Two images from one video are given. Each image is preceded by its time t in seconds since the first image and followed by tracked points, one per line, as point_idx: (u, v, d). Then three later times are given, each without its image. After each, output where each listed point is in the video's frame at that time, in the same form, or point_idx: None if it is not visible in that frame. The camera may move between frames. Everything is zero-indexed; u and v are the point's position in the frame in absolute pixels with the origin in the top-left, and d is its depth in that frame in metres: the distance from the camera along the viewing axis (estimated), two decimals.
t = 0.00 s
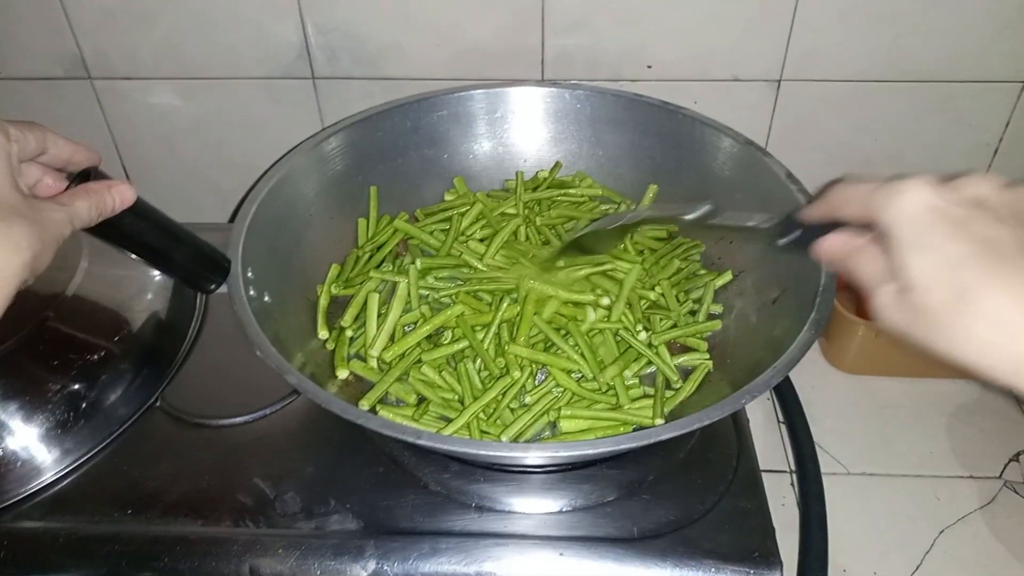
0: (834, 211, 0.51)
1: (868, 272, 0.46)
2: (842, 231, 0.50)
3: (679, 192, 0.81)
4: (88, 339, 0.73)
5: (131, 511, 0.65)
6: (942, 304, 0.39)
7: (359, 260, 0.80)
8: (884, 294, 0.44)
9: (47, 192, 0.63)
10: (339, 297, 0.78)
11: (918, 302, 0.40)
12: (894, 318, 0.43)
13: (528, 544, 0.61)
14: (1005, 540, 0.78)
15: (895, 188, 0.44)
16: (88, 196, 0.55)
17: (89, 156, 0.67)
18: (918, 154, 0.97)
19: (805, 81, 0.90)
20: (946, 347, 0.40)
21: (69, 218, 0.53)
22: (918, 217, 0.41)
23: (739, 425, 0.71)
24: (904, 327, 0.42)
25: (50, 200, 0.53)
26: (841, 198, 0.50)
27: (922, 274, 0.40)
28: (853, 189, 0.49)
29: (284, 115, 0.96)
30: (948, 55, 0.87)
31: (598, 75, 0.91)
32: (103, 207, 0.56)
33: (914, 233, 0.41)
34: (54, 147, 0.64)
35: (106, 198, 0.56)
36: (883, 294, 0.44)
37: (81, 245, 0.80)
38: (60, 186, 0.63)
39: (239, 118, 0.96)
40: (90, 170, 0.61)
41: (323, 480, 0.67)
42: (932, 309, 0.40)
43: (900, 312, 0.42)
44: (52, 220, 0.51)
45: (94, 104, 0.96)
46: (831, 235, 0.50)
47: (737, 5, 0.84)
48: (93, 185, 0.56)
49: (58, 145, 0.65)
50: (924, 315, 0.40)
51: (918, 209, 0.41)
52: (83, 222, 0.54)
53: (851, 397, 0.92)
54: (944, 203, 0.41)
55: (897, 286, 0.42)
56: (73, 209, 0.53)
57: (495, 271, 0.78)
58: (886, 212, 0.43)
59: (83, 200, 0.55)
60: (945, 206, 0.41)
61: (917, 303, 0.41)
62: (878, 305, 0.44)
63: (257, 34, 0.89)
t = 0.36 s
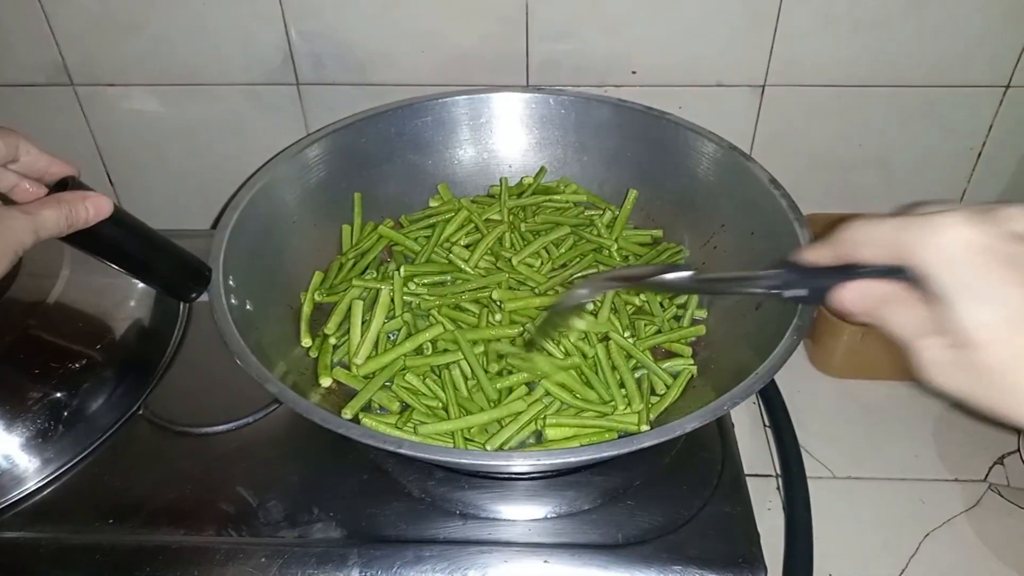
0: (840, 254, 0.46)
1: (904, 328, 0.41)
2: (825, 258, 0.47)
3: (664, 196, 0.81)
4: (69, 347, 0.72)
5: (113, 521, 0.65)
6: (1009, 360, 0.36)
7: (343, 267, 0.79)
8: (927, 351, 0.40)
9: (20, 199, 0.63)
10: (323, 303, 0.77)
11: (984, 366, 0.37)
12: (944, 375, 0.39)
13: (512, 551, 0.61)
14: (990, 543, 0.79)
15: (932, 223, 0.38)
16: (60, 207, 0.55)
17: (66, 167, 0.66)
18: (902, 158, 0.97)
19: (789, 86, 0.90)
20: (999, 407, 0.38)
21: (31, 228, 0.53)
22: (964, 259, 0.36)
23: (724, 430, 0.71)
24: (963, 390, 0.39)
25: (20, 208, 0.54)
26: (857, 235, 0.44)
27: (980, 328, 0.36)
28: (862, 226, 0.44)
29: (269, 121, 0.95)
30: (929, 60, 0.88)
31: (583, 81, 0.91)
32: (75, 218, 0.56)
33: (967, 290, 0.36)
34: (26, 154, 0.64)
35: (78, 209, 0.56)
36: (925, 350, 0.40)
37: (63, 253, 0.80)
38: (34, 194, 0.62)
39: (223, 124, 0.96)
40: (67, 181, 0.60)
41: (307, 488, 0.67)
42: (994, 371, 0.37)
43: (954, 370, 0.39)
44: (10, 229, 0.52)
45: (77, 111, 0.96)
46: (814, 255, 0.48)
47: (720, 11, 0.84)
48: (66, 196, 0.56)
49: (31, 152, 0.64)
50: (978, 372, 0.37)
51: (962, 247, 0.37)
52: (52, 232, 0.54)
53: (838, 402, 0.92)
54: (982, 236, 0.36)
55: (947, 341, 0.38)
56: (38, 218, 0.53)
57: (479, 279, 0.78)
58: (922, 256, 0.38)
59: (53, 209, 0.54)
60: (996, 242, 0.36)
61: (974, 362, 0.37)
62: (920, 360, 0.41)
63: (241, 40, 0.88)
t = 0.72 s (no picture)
0: (885, 225, 0.43)
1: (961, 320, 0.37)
2: (851, 251, 0.42)
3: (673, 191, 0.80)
4: (78, 340, 0.72)
5: (122, 514, 0.65)
6: None
7: (352, 261, 0.79)
8: (963, 340, 0.37)
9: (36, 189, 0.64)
10: (332, 297, 0.77)
11: None
12: (973, 358, 0.37)
13: (523, 547, 0.60)
14: (1001, 541, 0.78)
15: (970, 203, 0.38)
16: (69, 197, 0.54)
17: (78, 157, 0.65)
18: (913, 155, 0.97)
19: (800, 82, 0.90)
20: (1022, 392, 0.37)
21: (42, 220, 0.53)
22: (1002, 239, 0.35)
23: (735, 427, 0.71)
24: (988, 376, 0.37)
25: (30, 199, 0.54)
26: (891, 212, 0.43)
27: (1001, 304, 0.35)
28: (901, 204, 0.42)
29: (276, 114, 0.95)
30: (941, 56, 0.87)
31: (592, 75, 0.90)
32: (85, 209, 0.55)
33: None
34: (38, 143, 0.63)
35: (88, 200, 0.55)
36: (960, 338, 0.37)
37: (70, 245, 0.79)
38: (49, 181, 0.64)
39: (230, 117, 0.95)
40: (77, 171, 0.60)
41: (316, 483, 0.67)
42: None
43: (964, 351, 0.37)
44: (18, 220, 0.52)
45: (84, 102, 0.95)
46: (845, 257, 0.42)
47: (731, 5, 0.84)
48: (76, 186, 0.55)
49: (43, 141, 0.63)
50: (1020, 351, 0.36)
51: (996, 229, 0.36)
52: (61, 223, 0.54)
53: (847, 399, 0.92)
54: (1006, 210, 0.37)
55: (991, 329, 0.36)
56: (48, 210, 0.53)
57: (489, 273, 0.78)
58: (942, 240, 0.37)
59: (63, 200, 0.54)
60: None
61: (1010, 344, 0.36)
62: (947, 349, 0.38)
63: (248, 32, 0.88)
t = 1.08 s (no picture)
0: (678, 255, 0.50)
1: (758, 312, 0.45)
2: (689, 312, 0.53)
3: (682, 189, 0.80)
4: (84, 333, 0.71)
5: (126, 507, 0.64)
6: (809, 297, 0.40)
7: (360, 255, 0.79)
8: (766, 320, 0.45)
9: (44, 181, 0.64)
10: (339, 291, 0.77)
11: (810, 312, 0.41)
12: (774, 333, 0.45)
13: (529, 544, 0.60)
14: (1006, 544, 0.78)
15: (700, 191, 0.45)
16: (79, 189, 0.54)
17: (86, 146, 0.66)
18: (921, 155, 0.96)
19: (809, 81, 0.89)
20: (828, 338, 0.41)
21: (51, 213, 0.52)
22: (730, 220, 0.43)
23: (743, 427, 0.71)
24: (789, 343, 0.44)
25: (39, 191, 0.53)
26: (639, 236, 0.50)
27: (763, 278, 0.42)
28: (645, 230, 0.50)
29: (282, 107, 0.94)
30: (951, 57, 0.87)
31: (601, 72, 0.90)
32: (95, 201, 0.55)
33: (747, 254, 0.42)
34: (47, 134, 0.63)
35: (97, 192, 0.55)
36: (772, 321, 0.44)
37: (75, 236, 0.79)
38: (57, 174, 0.64)
39: (234, 109, 0.95)
40: (86, 161, 0.60)
41: (322, 478, 0.66)
42: (812, 313, 0.40)
43: (762, 327, 0.45)
44: (27, 215, 0.52)
45: (89, 93, 0.95)
46: (688, 324, 0.53)
47: (742, 3, 0.83)
48: (84, 178, 0.55)
49: (51, 132, 0.63)
50: (801, 311, 0.41)
51: (726, 211, 0.43)
52: (71, 216, 0.54)
53: (852, 400, 0.92)
54: (742, 195, 0.43)
55: (770, 303, 0.43)
56: (56, 203, 0.53)
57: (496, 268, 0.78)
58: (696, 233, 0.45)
59: (71, 193, 0.53)
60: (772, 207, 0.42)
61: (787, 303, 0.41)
62: (761, 328, 0.45)
63: (255, 25, 0.87)
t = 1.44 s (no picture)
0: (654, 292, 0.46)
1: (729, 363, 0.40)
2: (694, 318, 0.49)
3: (686, 189, 0.81)
4: (90, 330, 0.72)
5: (132, 505, 0.64)
6: (772, 381, 0.38)
7: (359, 241, 0.79)
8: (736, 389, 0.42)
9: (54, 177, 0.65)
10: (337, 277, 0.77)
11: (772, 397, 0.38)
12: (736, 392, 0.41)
13: (535, 543, 0.60)
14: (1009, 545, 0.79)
15: (726, 257, 0.41)
16: (90, 186, 0.54)
17: (96, 143, 0.66)
18: (925, 157, 0.97)
19: (814, 83, 0.90)
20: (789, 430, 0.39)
21: (61, 208, 0.52)
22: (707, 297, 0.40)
23: (748, 426, 0.71)
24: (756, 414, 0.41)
25: (49, 188, 0.53)
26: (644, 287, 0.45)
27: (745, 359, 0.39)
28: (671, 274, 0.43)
29: (288, 107, 0.95)
30: (956, 59, 0.87)
31: (607, 73, 0.90)
32: (105, 198, 0.55)
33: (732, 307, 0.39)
34: (57, 130, 0.63)
35: (107, 188, 0.55)
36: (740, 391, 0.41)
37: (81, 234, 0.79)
38: (67, 170, 0.65)
39: (240, 108, 0.95)
40: (95, 159, 0.60)
41: (327, 477, 0.66)
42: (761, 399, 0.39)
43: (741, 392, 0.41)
44: (38, 210, 0.52)
45: (94, 92, 0.95)
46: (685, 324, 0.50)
47: (747, 4, 0.83)
48: (95, 174, 0.55)
49: (62, 128, 0.63)
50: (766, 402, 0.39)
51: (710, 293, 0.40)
52: (82, 212, 0.54)
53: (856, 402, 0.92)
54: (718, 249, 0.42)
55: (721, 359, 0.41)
56: (67, 199, 0.53)
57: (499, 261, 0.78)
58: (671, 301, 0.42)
59: (82, 188, 0.54)
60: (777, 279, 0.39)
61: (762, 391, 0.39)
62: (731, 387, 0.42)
63: (262, 24, 0.88)
